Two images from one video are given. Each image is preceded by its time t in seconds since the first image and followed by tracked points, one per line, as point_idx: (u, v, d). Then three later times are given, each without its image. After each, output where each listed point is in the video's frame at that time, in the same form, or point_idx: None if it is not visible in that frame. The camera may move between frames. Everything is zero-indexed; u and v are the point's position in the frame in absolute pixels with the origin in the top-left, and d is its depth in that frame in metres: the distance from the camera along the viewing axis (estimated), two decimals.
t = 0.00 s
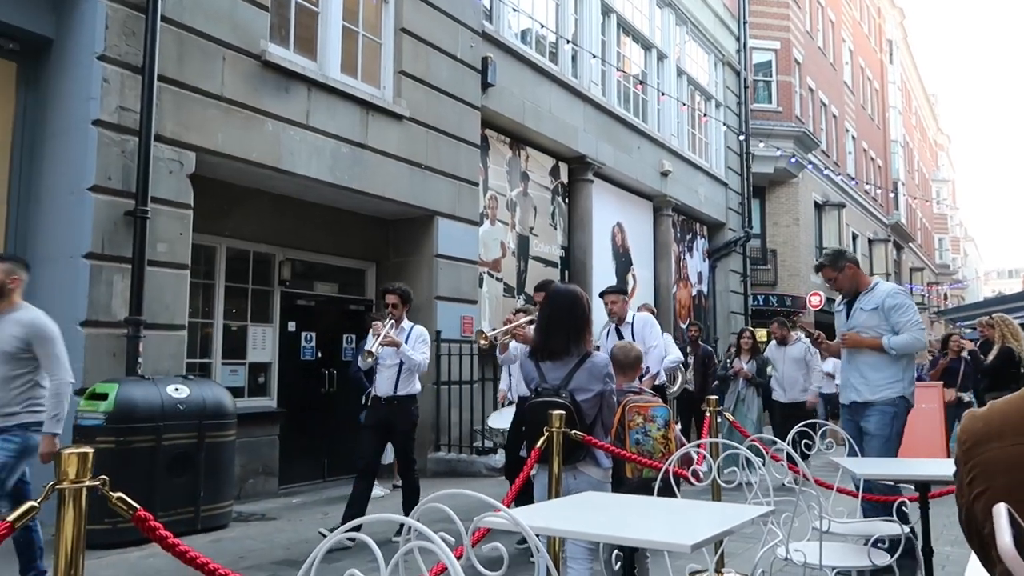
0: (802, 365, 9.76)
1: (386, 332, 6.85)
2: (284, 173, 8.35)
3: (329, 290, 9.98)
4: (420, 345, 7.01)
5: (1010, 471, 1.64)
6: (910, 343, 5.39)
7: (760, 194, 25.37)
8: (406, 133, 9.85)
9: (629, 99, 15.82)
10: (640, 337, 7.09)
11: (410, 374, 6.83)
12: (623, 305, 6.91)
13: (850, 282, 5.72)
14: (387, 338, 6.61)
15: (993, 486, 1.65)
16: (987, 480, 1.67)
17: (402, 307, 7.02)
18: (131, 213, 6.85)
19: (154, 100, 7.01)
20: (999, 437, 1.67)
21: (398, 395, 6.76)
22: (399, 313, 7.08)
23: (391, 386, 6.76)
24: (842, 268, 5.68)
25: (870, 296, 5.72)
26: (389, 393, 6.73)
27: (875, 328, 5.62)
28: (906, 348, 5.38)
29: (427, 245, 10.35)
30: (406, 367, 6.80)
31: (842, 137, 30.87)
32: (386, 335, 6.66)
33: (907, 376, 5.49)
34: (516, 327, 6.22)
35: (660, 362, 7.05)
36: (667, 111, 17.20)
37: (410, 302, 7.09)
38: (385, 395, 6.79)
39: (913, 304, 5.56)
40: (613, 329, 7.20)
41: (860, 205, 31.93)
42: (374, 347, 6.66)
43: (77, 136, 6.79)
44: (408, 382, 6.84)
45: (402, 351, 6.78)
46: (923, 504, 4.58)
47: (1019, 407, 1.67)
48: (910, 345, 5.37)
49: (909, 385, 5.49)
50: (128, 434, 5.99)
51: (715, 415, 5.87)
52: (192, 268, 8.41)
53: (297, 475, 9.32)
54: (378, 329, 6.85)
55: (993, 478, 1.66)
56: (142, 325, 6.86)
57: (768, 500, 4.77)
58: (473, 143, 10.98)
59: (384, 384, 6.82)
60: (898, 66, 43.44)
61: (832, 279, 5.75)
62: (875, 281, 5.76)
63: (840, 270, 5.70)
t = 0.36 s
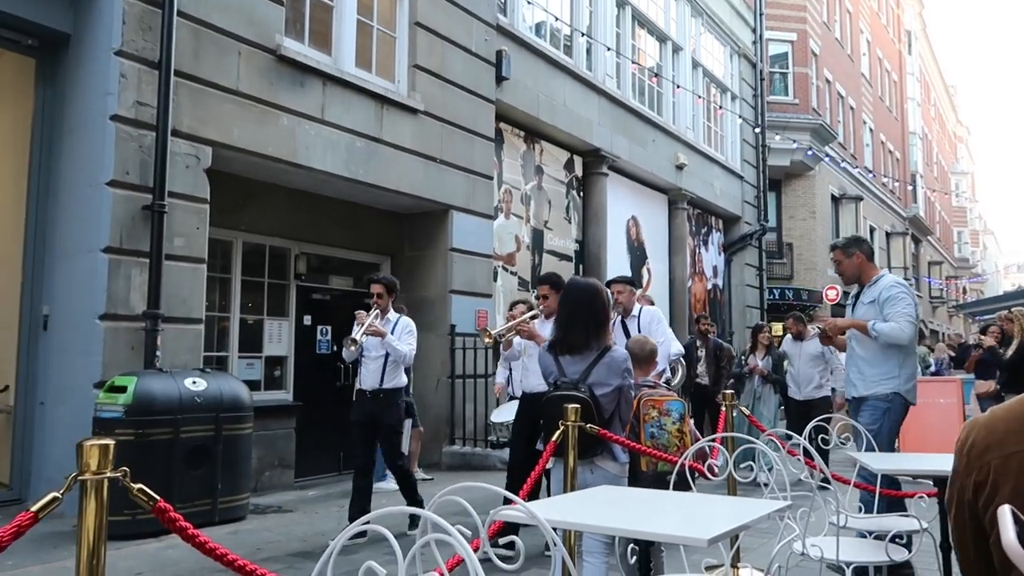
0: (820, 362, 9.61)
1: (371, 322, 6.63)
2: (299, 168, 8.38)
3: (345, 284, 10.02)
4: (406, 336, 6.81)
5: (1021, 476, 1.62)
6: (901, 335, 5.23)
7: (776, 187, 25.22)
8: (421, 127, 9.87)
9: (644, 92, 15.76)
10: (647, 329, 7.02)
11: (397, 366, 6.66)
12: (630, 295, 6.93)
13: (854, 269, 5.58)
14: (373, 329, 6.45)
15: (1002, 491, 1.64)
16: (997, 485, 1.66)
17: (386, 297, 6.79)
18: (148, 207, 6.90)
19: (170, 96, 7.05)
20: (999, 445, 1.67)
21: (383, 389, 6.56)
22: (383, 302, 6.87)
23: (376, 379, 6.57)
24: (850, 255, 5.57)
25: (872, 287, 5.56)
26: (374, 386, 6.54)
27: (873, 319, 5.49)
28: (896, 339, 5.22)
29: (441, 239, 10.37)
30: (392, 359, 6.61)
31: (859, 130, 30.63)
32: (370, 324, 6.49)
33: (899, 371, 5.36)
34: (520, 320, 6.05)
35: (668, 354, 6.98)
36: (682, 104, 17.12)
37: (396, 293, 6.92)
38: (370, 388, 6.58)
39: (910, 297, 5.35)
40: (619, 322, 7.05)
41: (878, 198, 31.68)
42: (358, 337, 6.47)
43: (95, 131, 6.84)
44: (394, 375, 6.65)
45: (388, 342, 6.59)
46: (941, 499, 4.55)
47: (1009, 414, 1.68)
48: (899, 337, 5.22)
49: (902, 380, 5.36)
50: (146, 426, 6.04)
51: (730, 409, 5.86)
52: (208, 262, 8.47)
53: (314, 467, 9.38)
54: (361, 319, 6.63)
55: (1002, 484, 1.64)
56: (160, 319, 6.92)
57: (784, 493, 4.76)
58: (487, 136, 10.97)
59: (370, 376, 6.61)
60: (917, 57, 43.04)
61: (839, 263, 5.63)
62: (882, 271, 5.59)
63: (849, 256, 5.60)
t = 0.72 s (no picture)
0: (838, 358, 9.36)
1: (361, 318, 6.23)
2: (313, 165, 8.41)
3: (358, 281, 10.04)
4: (399, 331, 6.38)
5: None
6: (886, 339, 5.10)
7: (791, 183, 25.08)
8: (434, 124, 9.88)
9: (658, 89, 15.70)
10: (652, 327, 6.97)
11: (390, 362, 6.27)
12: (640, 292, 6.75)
13: (861, 261, 5.41)
14: (362, 324, 6.02)
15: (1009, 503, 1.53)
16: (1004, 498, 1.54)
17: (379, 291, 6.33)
18: (164, 206, 6.95)
19: (186, 94, 7.09)
20: (1006, 458, 1.56)
21: (374, 384, 6.19)
22: (377, 298, 6.44)
23: (367, 374, 6.21)
24: (859, 247, 5.38)
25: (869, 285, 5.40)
26: (364, 382, 6.18)
27: (865, 316, 5.36)
28: (879, 342, 5.11)
29: (454, 236, 10.39)
30: (384, 356, 6.22)
31: (875, 125, 30.42)
32: (358, 321, 6.07)
33: (887, 372, 5.26)
34: (509, 317, 5.47)
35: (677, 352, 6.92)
36: (696, 100, 17.05)
37: (389, 287, 6.40)
38: (362, 384, 6.23)
39: (906, 296, 5.20)
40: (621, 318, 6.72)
41: (894, 194, 31.45)
42: (346, 334, 6.07)
43: (111, 130, 6.89)
44: (387, 371, 6.28)
45: (379, 339, 6.19)
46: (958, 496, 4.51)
47: (1013, 422, 1.58)
48: (881, 341, 5.10)
49: (888, 381, 5.26)
50: (163, 422, 6.09)
51: (745, 406, 5.84)
52: (223, 259, 8.51)
53: (329, 464, 9.42)
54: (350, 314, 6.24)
55: (1007, 499, 1.53)
56: (176, 315, 6.97)
57: (797, 491, 4.74)
58: (500, 133, 10.97)
59: (361, 372, 6.27)
60: (934, 52, 42.68)
61: (847, 253, 5.47)
62: (883, 265, 5.38)
63: (856, 247, 5.42)
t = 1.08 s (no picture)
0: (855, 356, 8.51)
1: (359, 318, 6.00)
2: (329, 164, 8.44)
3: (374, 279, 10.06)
4: (398, 332, 6.16)
5: None
6: (876, 335, 5.13)
7: (808, 179, 24.91)
8: (450, 122, 9.89)
9: (674, 85, 15.64)
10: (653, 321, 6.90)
11: (387, 363, 6.00)
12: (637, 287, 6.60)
13: (872, 257, 5.35)
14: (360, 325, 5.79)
15: None
16: None
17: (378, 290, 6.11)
18: (182, 205, 7.00)
19: (203, 94, 7.14)
20: None
21: (370, 386, 5.92)
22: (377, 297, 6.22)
23: (363, 376, 5.95)
24: (865, 242, 5.37)
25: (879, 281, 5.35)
26: (359, 384, 5.93)
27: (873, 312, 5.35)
28: (870, 339, 5.14)
29: (470, 234, 10.40)
30: (381, 357, 5.97)
31: (894, 121, 30.16)
32: (357, 321, 5.85)
33: (894, 371, 5.22)
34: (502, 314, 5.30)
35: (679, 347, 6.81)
36: (712, 97, 16.97)
37: (389, 286, 6.19)
38: (357, 387, 5.98)
39: (909, 292, 5.11)
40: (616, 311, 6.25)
41: (912, 190, 31.19)
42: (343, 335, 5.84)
43: (130, 130, 6.95)
44: (384, 373, 6.02)
45: (377, 339, 5.96)
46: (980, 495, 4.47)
47: None
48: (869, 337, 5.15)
49: (895, 380, 5.22)
50: (182, 419, 6.14)
51: (763, 404, 5.82)
52: (241, 258, 8.57)
53: (346, 461, 9.45)
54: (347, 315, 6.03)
55: None
56: (194, 314, 7.02)
57: (816, 489, 4.72)
58: (515, 131, 10.96)
59: (357, 374, 6.02)
60: (953, 47, 42.24)
61: (855, 251, 5.42)
62: (893, 259, 5.30)
63: (865, 243, 5.38)
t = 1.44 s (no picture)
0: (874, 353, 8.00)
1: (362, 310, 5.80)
2: (348, 163, 8.48)
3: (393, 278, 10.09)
4: (401, 329, 5.93)
5: None
6: (879, 319, 5.13)
7: (829, 176, 24.70)
8: (468, 121, 9.90)
9: (693, 82, 15.56)
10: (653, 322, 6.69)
11: (386, 360, 5.82)
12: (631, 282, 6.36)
13: (902, 255, 5.25)
14: (361, 318, 5.61)
15: None
16: None
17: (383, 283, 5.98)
18: (204, 204, 7.05)
19: (224, 94, 7.19)
20: None
21: (367, 382, 5.75)
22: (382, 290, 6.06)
23: (360, 371, 5.78)
24: (895, 239, 5.27)
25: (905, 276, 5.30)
26: (357, 379, 5.75)
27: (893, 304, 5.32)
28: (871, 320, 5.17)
29: (489, 232, 10.41)
30: (380, 352, 5.79)
31: (916, 116, 29.82)
32: (358, 313, 5.66)
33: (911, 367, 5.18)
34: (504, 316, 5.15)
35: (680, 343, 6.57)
36: (731, 93, 16.87)
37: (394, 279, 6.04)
38: (355, 381, 5.81)
39: (925, 287, 5.07)
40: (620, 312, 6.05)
41: (935, 186, 30.85)
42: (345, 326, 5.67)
43: (152, 130, 7.01)
44: (383, 368, 5.85)
45: (378, 334, 5.75)
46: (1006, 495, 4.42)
47: None
48: (875, 322, 5.17)
49: (913, 377, 5.17)
50: (205, 416, 6.19)
51: (784, 402, 5.79)
52: (262, 257, 8.63)
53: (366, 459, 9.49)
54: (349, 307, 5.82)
55: None
56: (216, 312, 7.07)
57: (838, 488, 4.68)
58: (534, 129, 10.96)
59: (355, 368, 5.85)
60: (977, 40, 41.71)
61: (885, 248, 5.33)
62: (922, 257, 5.23)
63: (895, 239, 5.27)
